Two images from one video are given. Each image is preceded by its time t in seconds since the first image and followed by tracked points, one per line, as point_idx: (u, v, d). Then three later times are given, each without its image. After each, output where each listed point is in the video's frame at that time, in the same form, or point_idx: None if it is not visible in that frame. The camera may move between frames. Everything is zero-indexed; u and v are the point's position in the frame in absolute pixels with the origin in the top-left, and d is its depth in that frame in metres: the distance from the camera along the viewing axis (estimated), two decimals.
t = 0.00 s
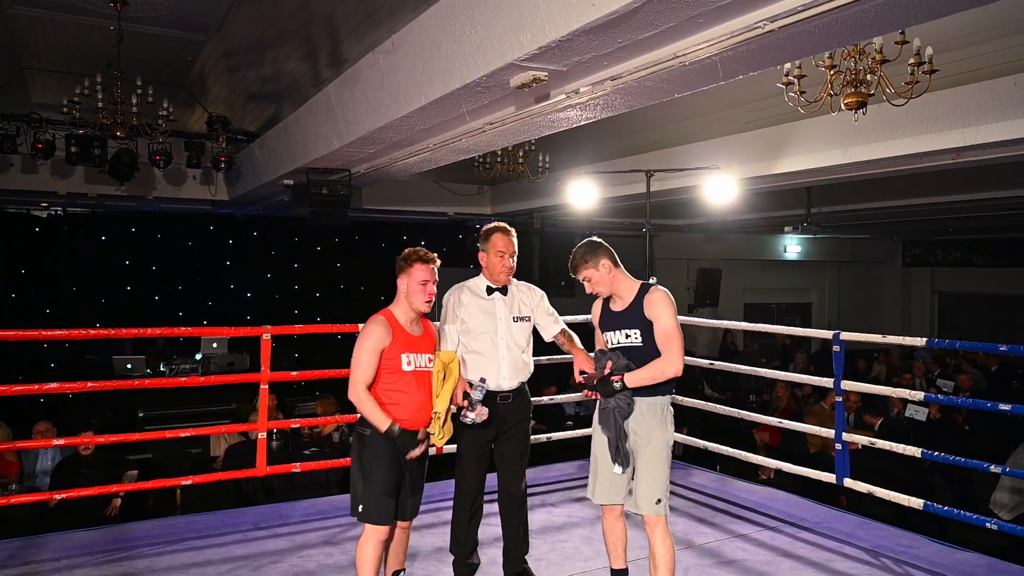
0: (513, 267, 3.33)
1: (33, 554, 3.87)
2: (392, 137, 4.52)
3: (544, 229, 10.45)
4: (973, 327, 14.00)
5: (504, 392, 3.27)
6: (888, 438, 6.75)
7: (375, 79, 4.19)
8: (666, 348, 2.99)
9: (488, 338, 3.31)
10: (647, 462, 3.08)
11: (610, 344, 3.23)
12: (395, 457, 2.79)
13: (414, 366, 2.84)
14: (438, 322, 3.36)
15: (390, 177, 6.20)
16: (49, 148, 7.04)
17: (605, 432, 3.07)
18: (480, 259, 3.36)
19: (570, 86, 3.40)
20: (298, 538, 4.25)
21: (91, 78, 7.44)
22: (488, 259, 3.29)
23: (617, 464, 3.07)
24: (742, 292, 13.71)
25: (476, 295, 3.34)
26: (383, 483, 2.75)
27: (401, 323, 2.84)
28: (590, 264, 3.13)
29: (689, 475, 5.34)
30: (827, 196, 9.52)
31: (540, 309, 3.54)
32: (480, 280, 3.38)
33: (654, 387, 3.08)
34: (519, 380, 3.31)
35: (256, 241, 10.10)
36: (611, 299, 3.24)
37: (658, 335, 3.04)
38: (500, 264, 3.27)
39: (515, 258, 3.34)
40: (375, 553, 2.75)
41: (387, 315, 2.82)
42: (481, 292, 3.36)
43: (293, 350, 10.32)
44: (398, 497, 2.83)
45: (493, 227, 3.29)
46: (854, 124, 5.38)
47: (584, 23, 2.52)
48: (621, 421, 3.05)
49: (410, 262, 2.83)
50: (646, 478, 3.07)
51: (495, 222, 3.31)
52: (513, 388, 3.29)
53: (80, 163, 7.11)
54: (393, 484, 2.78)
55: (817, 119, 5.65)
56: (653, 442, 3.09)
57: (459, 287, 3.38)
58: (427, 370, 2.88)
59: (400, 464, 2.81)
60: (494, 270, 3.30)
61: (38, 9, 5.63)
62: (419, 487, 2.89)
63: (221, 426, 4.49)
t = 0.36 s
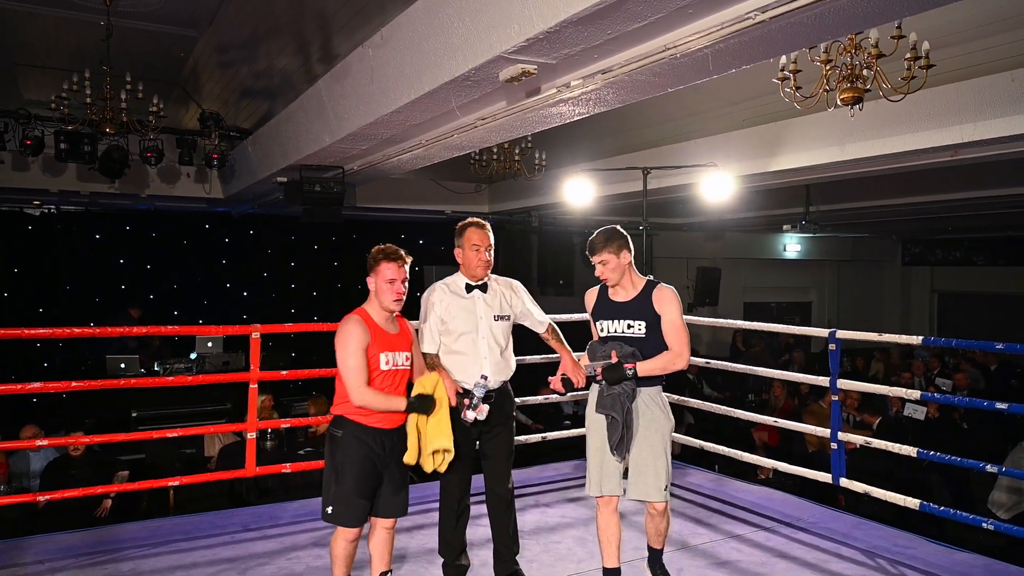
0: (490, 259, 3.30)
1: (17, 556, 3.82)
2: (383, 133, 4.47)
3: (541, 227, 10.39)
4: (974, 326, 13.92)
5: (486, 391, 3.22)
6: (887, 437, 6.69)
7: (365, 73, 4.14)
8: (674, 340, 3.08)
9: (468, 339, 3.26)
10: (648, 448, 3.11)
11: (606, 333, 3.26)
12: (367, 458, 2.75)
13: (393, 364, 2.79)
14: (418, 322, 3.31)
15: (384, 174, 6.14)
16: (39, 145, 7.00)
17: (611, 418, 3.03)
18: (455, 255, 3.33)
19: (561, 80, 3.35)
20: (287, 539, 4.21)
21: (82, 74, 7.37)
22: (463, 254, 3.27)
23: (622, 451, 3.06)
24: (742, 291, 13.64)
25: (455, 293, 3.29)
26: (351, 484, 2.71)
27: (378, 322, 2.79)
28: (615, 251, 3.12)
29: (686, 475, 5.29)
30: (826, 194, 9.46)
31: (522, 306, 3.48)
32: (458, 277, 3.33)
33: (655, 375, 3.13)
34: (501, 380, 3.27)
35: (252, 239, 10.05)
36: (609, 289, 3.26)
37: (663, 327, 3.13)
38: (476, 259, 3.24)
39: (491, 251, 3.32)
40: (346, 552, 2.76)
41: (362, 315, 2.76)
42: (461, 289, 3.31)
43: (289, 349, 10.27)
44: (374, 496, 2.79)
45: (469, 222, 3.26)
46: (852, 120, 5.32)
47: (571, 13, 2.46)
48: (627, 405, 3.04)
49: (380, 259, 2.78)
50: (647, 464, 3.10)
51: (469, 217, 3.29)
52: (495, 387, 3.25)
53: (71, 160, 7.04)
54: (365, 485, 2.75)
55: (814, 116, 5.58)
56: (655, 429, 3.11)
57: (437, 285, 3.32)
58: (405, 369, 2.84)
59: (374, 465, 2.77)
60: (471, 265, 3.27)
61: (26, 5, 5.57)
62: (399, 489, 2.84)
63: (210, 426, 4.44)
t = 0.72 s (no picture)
0: (450, 258, 3.24)
1: None
2: (344, 127, 4.39)
3: (509, 226, 10.35)
4: (933, 324, 14.21)
5: (443, 391, 3.20)
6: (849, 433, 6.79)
7: (324, 67, 4.06)
8: (646, 342, 3.11)
9: (427, 337, 3.22)
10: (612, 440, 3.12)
11: (580, 327, 3.24)
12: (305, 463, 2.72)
13: (332, 399, 2.71)
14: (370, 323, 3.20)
15: (347, 170, 6.05)
16: None
17: (585, 415, 3.05)
18: (414, 252, 3.27)
19: (522, 75, 3.31)
20: (244, 543, 4.11)
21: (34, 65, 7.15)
22: (422, 252, 3.21)
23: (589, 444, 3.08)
24: (708, 290, 13.75)
25: (414, 290, 3.23)
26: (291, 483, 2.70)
27: (321, 359, 2.64)
28: (603, 242, 3.11)
29: (650, 473, 5.29)
30: (790, 194, 9.57)
31: (478, 305, 3.45)
32: (416, 274, 3.27)
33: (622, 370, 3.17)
34: (458, 378, 3.25)
35: (214, 237, 9.86)
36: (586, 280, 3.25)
37: (638, 327, 3.15)
38: (435, 256, 3.18)
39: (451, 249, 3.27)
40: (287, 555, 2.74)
41: (302, 354, 2.59)
42: (419, 287, 3.26)
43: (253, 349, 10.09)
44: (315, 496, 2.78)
45: (427, 219, 3.21)
46: (813, 120, 5.37)
47: (530, 5, 2.43)
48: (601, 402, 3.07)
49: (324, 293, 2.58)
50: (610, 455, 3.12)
51: (428, 214, 3.23)
52: (451, 386, 3.22)
53: (21, 154, 6.82)
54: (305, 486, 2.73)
55: (777, 115, 5.62)
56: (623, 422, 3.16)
57: (395, 281, 3.25)
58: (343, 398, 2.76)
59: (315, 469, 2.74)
60: (429, 263, 3.21)
61: None
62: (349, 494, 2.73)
63: (163, 428, 4.32)
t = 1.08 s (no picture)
0: (428, 250, 3.22)
1: None
2: (313, 123, 4.34)
3: (485, 224, 10.32)
4: (906, 323, 14.40)
5: (422, 385, 3.16)
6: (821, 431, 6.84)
7: (291, 61, 4.01)
8: (586, 333, 3.33)
9: (405, 331, 3.18)
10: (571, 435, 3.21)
11: (528, 327, 3.27)
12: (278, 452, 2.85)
13: (303, 384, 2.83)
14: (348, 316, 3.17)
15: (318, 167, 5.98)
16: None
17: (545, 407, 3.18)
18: (392, 247, 3.24)
19: (489, 69, 3.29)
20: (210, 543, 4.05)
21: None
22: (400, 245, 3.19)
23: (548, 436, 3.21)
24: (685, 289, 13.81)
25: (392, 284, 3.20)
26: (265, 464, 2.82)
27: (293, 343, 2.78)
28: (549, 242, 3.23)
29: (623, 470, 5.29)
30: (764, 193, 9.64)
31: (459, 301, 3.42)
32: (395, 268, 3.25)
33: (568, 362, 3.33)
34: (436, 373, 3.21)
35: (187, 235, 9.73)
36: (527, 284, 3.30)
37: (579, 321, 3.33)
38: (413, 247, 3.16)
39: (429, 242, 3.24)
40: (262, 535, 2.86)
41: (275, 333, 2.75)
42: (398, 280, 3.22)
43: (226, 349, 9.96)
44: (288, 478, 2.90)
45: (405, 213, 3.20)
46: (784, 120, 5.41)
47: None
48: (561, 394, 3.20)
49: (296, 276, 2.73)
50: (568, 450, 3.20)
51: (405, 209, 3.22)
52: (431, 381, 3.19)
53: None
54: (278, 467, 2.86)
55: (749, 114, 5.64)
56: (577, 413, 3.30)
57: (374, 275, 3.21)
58: (316, 385, 2.88)
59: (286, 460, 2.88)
60: (408, 255, 3.18)
61: None
62: (315, 484, 2.94)
63: (128, 427, 4.24)
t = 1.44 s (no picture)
0: (433, 250, 3.23)
1: None
2: (298, 120, 4.31)
3: (472, 223, 10.30)
4: (889, 322, 14.53)
5: (413, 383, 3.15)
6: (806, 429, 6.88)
7: (276, 57, 3.98)
8: (544, 322, 3.63)
9: (402, 328, 3.16)
10: (539, 423, 3.46)
11: (496, 320, 3.42)
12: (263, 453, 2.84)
13: (284, 364, 2.83)
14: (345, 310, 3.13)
15: (304, 165, 5.93)
16: None
17: (520, 397, 3.41)
18: (397, 244, 3.24)
19: (476, 66, 3.28)
20: (193, 545, 4.00)
21: None
22: (405, 243, 3.20)
23: (522, 425, 3.42)
24: (671, 289, 13.85)
25: (395, 281, 3.19)
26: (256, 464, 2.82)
27: (276, 320, 2.82)
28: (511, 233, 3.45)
29: (610, 469, 5.29)
30: (750, 193, 9.69)
31: (457, 302, 3.41)
32: (399, 265, 3.24)
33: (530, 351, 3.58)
34: (430, 372, 3.21)
35: (170, 234, 9.64)
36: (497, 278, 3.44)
37: (537, 312, 3.59)
38: (417, 245, 3.17)
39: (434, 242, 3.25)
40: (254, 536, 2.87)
41: (261, 309, 2.82)
42: (400, 278, 3.21)
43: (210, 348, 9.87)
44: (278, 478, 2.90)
45: (412, 211, 3.21)
46: (770, 119, 5.42)
47: None
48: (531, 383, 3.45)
49: (283, 251, 2.84)
50: (537, 437, 3.44)
51: (412, 207, 3.24)
52: (423, 380, 3.17)
53: None
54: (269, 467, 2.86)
55: (735, 113, 5.66)
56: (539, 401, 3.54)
57: (377, 270, 3.19)
58: (299, 368, 2.87)
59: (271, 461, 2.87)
60: (411, 253, 3.19)
61: None
62: (300, 485, 2.94)
63: (109, 427, 4.18)
